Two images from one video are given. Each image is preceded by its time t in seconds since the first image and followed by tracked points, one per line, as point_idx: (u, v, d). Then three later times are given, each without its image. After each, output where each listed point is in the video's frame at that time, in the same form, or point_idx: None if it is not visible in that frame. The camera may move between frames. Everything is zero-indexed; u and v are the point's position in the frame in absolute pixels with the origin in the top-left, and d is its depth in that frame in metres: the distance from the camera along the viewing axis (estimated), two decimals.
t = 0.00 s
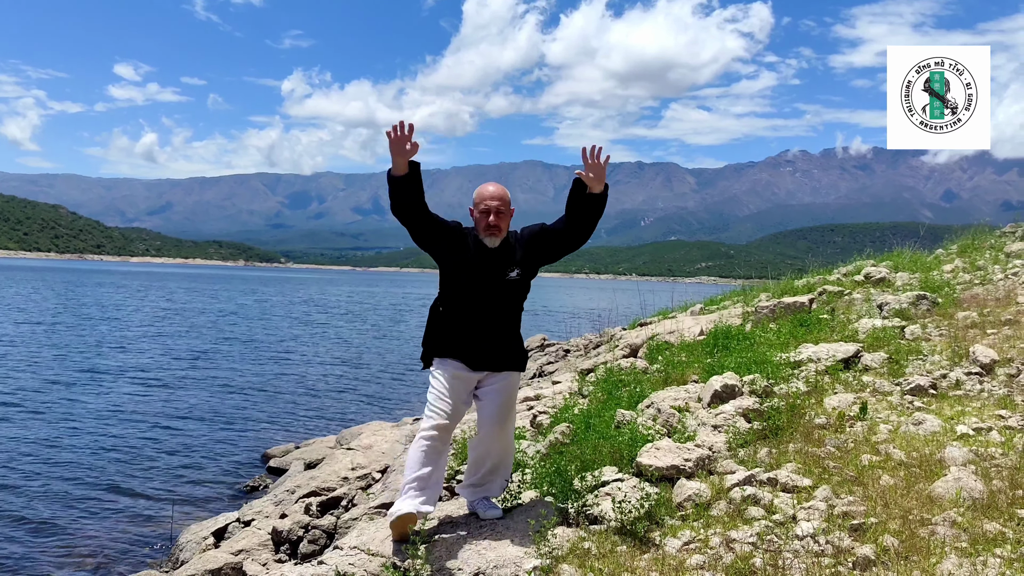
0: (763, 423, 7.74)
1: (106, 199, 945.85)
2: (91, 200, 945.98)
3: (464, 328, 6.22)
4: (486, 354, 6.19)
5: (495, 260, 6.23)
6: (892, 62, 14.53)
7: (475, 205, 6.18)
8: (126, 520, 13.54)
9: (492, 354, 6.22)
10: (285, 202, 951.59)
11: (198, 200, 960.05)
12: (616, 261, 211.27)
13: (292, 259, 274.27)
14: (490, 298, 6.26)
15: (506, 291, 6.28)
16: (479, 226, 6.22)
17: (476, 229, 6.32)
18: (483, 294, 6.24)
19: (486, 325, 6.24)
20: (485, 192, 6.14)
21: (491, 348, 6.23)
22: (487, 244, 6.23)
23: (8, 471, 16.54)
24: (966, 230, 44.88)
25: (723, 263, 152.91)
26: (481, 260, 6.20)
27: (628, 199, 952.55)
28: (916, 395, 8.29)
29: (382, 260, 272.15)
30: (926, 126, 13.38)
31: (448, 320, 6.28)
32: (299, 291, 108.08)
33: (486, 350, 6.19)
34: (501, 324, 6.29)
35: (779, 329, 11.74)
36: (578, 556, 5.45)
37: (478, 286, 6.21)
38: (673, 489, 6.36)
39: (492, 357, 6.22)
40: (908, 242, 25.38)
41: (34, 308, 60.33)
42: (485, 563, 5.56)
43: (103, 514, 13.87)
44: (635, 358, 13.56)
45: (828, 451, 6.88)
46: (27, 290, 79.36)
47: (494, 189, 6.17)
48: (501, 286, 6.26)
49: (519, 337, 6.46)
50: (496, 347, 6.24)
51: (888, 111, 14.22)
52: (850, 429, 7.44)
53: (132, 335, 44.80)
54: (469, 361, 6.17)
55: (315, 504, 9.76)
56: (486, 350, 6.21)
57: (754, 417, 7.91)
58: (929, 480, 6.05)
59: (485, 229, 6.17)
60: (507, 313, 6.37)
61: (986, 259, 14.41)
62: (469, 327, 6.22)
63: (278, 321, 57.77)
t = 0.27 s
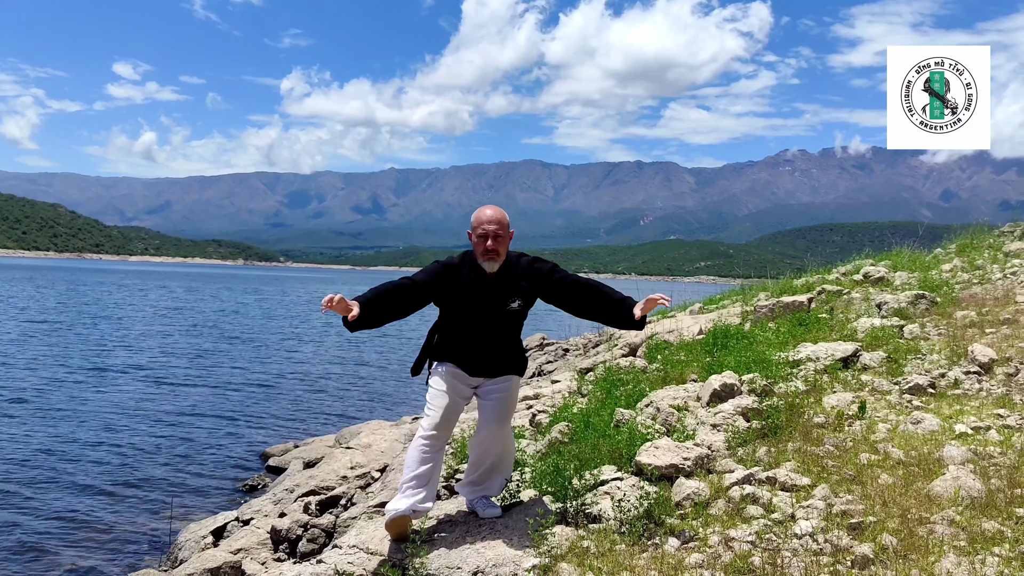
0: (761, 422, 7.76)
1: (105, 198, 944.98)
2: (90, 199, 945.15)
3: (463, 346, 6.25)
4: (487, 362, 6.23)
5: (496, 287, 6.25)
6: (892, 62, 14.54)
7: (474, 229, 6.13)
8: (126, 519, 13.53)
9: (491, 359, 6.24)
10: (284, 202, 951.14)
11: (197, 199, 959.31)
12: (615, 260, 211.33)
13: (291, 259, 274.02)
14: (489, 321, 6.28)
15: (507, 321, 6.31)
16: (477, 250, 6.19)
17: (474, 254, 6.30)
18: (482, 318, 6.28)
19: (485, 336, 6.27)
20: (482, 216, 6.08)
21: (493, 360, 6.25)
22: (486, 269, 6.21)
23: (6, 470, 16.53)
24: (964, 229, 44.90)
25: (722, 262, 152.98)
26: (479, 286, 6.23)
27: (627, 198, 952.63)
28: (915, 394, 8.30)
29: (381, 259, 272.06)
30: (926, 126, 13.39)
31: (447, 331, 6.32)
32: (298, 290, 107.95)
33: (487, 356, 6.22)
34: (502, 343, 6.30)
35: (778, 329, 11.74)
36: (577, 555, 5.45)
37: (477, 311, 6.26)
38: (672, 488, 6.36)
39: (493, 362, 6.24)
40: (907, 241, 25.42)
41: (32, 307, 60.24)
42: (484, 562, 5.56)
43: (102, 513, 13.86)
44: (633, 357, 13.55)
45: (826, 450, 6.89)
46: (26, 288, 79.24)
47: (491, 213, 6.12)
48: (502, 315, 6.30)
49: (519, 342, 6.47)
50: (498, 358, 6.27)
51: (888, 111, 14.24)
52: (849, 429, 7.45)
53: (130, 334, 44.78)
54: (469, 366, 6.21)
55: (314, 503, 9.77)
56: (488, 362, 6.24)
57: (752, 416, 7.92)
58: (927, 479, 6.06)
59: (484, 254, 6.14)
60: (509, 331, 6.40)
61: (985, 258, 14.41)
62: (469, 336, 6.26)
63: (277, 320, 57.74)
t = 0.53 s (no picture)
0: (760, 421, 7.77)
1: (104, 197, 944.14)
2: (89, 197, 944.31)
3: (462, 353, 6.28)
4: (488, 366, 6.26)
5: (498, 299, 6.24)
6: (892, 62, 14.54)
7: (475, 240, 6.09)
8: (125, 518, 13.52)
9: (493, 360, 6.28)
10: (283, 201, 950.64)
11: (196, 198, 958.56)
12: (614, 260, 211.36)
13: (290, 258, 273.92)
14: (489, 332, 6.28)
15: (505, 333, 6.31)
16: (479, 261, 6.17)
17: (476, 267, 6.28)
18: (482, 330, 6.27)
19: (485, 341, 6.28)
20: (484, 228, 6.05)
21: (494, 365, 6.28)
22: (487, 281, 6.19)
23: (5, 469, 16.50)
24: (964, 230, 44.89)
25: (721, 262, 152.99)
26: (480, 296, 6.24)
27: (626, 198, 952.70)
28: (914, 394, 8.31)
29: (380, 258, 271.96)
30: (926, 126, 13.39)
31: (447, 335, 6.36)
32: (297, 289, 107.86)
33: (488, 358, 6.26)
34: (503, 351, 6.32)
35: (777, 328, 11.74)
36: (576, 554, 5.45)
37: (477, 321, 6.26)
38: (671, 487, 6.36)
39: (494, 365, 6.28)
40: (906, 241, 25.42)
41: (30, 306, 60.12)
42: (483, 561, 5.56)
43: (101, 512, 13.85)
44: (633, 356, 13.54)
45: (825, 449, 6.90)
46: (24, 287, 79.12)
47: (494, 225, 6.08)
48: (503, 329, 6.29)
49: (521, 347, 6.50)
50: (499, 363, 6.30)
51: (888, 111, 14.25)
52: (849, 428, 7.45)
53: (129, 333, 44.72)
54: (470, 368, 6.26)
55: (313, 501, 9.76)
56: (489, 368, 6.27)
57: (752, 416, 7.92)
58: (926, 479, 6.06)
59: (486, 265, 6.12)
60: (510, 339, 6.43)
61: (984, 258, 14.41)
62: (469, 340, 6.29)
63: (276, 319, 57.70)
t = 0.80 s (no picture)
0: (759, 421, 7.77)
1: (103, 196, 943.19)
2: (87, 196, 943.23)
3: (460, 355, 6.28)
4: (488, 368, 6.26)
5: (497, 303, 6.23)
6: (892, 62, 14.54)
7: (474, 244, 6.10)
8: (123, 517, 13.50)
9: (492, 362, 6.27)
10: (281, 200, 950.06)
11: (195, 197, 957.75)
12: (613, 259, 211.43)
13: (289, 258, 273.77)
14: (487, 336, 6.27)
15: (505, 337, 6.31)
16: (478, 264, 6.17)
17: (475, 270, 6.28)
18: (480, 333, 6.27)
19: (485, 344, 6.28)
20: (483, 231, 6.04)
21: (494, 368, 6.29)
22: (486, 284, 6.18)
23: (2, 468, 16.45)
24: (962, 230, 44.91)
25: (720, 262, 152.98)
26: (479, 299, 6.23)
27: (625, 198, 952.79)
28: (913, 393, 8.31)
29: (379, 258, 271.90)
30: (926, 126, 13.38)
31: (446, 337, 6.36)
32: (296, 288, 107.77)
33: (488, 360, 6.25)
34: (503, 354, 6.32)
35: (776, 328, 11.75)
36: (574, 553, 5.45)
37: (475, 324, 6.25)
38: (670, 486, 6.36)
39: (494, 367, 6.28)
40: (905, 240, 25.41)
41: (28, 305, 59.97)
42: (482, 560, 5.56)
43: (99, 511, 13.82)
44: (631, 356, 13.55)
45: (824, 449, 6.90)
46: (21, 287, 78.96)
47: (492, 229, 6.07)
48: (502, 332, 6.29)
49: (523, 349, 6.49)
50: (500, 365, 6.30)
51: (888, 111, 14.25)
52: (847, 428, 7.46)
53: (127, 333, 44.65)
54: (470, 369, 6.25)
55: (312, 501, 9.75)
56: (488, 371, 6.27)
57: (751, 415, 7.91)
58: (925, 478, 6.07)
59: (485, 268, 6.12)
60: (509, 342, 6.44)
61: (982, 258, 14.42)
62: (468, 343, 6.28)
63: (274, 319, 57.58)
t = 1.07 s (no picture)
0: (758, 420, 7.76)
1: (101, 196, 942.12)
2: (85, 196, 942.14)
3: (459, 357, 6.28)
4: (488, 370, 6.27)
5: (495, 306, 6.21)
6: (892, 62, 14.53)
7: (473, 247, 6.07)
8: (121, 517, 13.48)
9: (492, 362, 6.28)
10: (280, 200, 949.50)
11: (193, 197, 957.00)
12: (612, 259, 211.49)
13: (287, 258, 273.68)
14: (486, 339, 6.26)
15: (504, 339, 6.30)
16: (476, 267, 6.15)
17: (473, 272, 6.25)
18: (479, 336, 6.25)
19: (485, 346, 6.27)
20: (481, 234, 6.02)
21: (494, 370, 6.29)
22: (484, 287, 6.16)
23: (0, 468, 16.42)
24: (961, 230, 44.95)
25: (719, 262, 152.99)
26: (477, 301, 6.21)
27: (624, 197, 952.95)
28: (911, 392, 8.32)
29: (377, 258, 271.82)
30: (926, 126, 13.38)
31: (445, 338, 6.35)
32: (294, 288, 107.74)
33: (487, 361, 6.25)
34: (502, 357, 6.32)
35: (774, 327, 11.76)
36: (573, 553, 5.45)
37: (474, 326, 6.23)
38: (669, 485, 6.36)
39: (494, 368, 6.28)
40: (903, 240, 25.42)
41: (26, 305, 59.86)
42: (481, 560, 5.56)
43: (97, 511, 13.80)
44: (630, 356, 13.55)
45: (823, 448, 6.91)
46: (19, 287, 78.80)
47: (490, 232, 6.04)
48: (501, 334, 6.28)
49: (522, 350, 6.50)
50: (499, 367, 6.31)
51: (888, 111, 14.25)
52: (846, 427, 7.46)
53: (125, 333, 44.57)
54: (469, 370, 6.27)
55: (311, 500, 9.75)
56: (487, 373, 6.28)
57: (749, 414, 7.91)
58: (924, 477, 6.07)
59: (483, 271, 6.10)
60: (509, 343, 6.43)
61: (981, 258, 14.42)
62: (468, 344, 6.28)
63: (272, 318, 57.53)
